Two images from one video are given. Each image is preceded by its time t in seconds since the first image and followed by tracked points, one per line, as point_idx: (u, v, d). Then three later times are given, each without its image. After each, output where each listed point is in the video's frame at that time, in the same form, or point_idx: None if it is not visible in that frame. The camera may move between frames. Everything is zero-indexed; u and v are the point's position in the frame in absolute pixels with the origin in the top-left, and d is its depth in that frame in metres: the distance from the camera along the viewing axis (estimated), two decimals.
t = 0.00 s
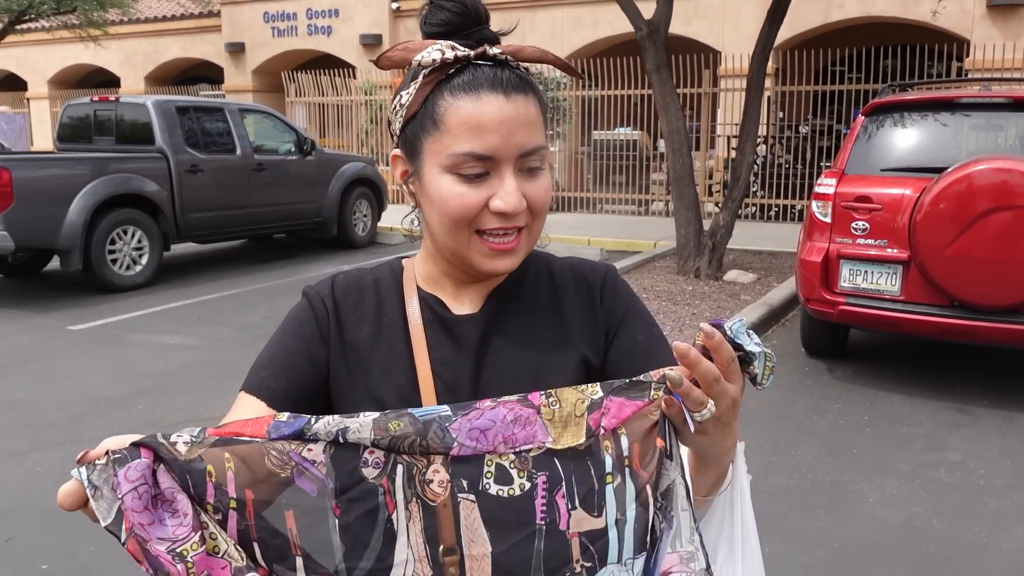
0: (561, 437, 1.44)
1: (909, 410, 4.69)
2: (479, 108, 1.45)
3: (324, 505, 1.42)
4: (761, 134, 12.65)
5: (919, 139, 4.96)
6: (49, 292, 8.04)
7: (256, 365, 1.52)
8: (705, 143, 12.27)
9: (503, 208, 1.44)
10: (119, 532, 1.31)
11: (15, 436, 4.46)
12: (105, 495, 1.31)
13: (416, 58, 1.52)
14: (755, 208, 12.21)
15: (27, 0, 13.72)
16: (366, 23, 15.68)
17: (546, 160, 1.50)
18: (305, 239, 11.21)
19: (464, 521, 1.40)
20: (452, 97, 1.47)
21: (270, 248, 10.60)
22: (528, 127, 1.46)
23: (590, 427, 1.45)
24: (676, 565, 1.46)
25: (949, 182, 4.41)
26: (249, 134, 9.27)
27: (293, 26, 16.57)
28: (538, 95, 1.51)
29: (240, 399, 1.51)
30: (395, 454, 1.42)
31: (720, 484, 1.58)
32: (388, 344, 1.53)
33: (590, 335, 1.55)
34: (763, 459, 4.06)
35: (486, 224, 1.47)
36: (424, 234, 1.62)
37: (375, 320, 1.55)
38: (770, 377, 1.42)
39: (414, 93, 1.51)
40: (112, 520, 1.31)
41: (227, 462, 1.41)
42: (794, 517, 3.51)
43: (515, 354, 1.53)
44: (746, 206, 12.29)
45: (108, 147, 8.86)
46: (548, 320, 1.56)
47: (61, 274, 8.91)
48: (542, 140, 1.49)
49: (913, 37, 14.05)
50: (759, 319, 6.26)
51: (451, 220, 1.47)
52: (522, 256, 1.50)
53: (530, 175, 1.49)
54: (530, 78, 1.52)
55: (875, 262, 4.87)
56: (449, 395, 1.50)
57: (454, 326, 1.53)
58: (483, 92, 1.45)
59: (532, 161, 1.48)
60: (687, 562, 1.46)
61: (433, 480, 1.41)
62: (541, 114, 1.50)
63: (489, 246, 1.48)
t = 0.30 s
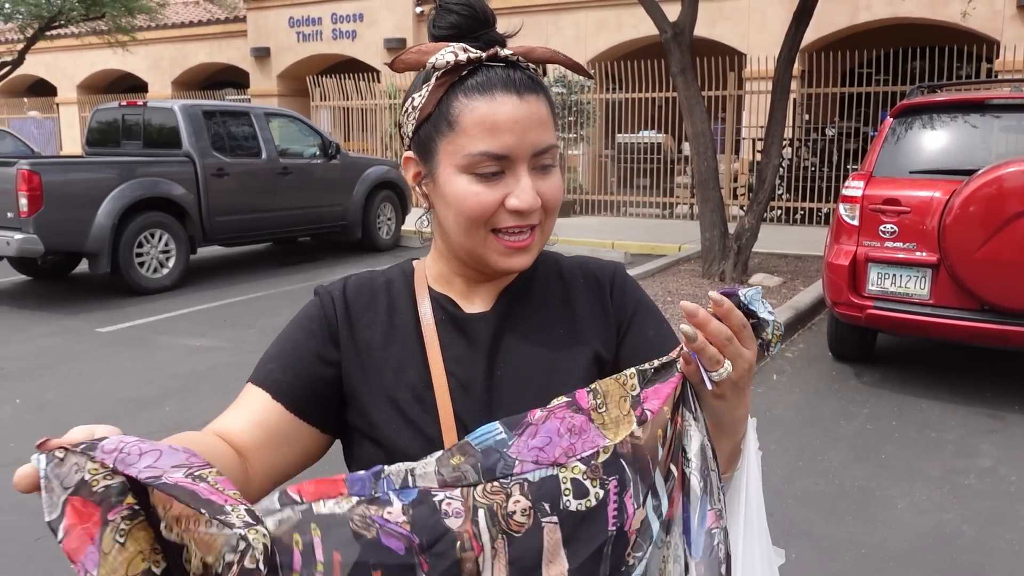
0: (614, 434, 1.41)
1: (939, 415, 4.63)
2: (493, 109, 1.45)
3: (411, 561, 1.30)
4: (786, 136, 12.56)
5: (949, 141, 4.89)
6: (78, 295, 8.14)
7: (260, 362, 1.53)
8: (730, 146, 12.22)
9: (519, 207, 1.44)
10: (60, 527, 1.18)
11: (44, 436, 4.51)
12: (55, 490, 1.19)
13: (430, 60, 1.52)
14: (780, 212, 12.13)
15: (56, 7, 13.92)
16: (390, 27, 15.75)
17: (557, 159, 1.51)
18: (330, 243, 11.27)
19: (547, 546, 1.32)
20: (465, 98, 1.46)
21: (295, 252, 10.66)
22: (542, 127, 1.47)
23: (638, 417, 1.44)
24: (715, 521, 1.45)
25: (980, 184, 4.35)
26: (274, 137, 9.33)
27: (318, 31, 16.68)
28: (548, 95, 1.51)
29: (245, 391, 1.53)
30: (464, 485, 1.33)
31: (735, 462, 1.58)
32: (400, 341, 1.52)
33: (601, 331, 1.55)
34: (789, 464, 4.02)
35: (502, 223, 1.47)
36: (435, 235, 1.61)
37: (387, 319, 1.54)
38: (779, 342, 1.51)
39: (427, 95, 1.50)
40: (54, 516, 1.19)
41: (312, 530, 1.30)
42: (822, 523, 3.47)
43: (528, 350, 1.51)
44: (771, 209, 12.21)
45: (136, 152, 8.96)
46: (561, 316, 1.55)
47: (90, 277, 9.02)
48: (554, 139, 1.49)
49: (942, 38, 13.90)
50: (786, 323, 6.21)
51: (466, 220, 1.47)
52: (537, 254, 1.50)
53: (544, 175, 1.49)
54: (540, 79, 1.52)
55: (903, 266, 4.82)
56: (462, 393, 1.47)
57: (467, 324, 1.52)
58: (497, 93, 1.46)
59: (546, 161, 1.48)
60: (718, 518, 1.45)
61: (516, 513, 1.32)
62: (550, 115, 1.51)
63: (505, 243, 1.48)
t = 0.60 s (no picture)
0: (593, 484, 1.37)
1: (962, 419, 4.57)
2: (496, 107, 1.46)
3: None
4: (806, 138, 12.49)
5: (972, 141, 4.83)
6: (100, 296, 8.20)
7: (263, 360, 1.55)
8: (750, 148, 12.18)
9: (527, 203, 1.45)
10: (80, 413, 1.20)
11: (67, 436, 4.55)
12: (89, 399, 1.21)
13: (434, 62, 1.52)
14: (800, 213, 12.06)
15: (80, 10, 14.05)
16: (409, 29, 15.79)
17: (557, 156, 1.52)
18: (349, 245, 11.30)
19: None
20: (468, 98, 1.47)
21: (314, 253, 10.71)
22: (543, 124, 1.48)
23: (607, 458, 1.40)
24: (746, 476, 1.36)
25: (1004, 185, 4.29)
26: (294, 140, 9.38)
27: (337, 33, 16.75)
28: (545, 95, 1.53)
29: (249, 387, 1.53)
30: None
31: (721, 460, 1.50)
32: (405, 339, 1.52)
33: (601, 327, 1.56)
34: (811, 467, 3.99)
35: (508, 219, 1.47)
36: (436, 238, 1.62)
37: (391, 319, 1.54)
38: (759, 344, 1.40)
39: (429, 99, 1.50)
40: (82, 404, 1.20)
41: None
42: (844, 527, 3.44)
43: (530, 347, 1.52)
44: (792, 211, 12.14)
45: (157, 154, 9.03)
46: (561, 314, 1.56)
47: (113, 278, 9.10)
48: (554, 137, 1.51)
49: (964, 39, 13.78)
50: (806, 325, 6.17)
51: (474, 217, 1.47)
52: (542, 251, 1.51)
53: (546, 171, 1.50)
54: (537, 79, 1.54)
55: (926, 268, 4.77)
56: (468, 390, 1.47)
57: (471, 323, 1.53)
58: (499, 93, 1.47)
59: (548, 158, 1.49)
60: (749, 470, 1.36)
61: None
62: (549, 113, 1.53)
63: (512, 239, 1.48)
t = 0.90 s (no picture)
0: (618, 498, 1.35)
1: (983, 418, 4.54)
2: (464, 94, 1.46)
3: None
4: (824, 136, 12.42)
5: (993, 139, 4.77)
6: (118, 294, 8.27)
7: (317, 370, 1.45)
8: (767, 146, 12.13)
9: (503, 181, 1.44)
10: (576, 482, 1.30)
11: (86, 434, 4.59)
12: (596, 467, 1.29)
13: (404, 61, 1.53)
14: (818, 212, 11.99)
15: (98, 11, 14.15)
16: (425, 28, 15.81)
17: (538, 135, 1.51)
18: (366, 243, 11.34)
19: None
20: (439, 89, 1.48)
21: (330, 252, 10.75)
22: (515, 103, 1.47)
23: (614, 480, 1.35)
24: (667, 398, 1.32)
25: None
26: (310, 139, 9.41)
27: (354, 33, 16.79)
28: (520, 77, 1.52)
29: (326, 405, 1.42)
30: None
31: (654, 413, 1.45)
32: (424, 332, 1.51)
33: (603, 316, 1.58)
34: (829, 467, 3.97)
35: (489, 200, 1.46)
36: (442, 235, 1.63)
37: (409, 316, 1.53)
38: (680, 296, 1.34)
39: (407, 99, 1.53)
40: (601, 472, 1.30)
41: None
42: (862, 527, 3.43)
43: (539, 339, 1.53)
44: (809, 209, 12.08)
45: (176, 153, 9.09)
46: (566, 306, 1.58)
47: (132, 277, 9.17)
48: (532, 116, 1.49)
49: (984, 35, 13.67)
50: (824, 324, 6.14)
51: (456, 202, 1.47)
52: (531, 230, 1.50)
53: (526, 151, 1.49)
54: (510, 63, 1.53)
55: (946, 266, 4.73)
56: (480, 387, 1.48)
57: (483, 319, 1.53)
58: (468, 81, 1.47)
59: (525, 137, 1.48)
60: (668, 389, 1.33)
61: None
62: (524, 94, 1.51)
63: (498, 220, 1.48)
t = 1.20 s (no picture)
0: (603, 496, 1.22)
1: (1002, 418, 4.50)
2: (486, 94, 1.46)
3: None
4: (840, 133, 12.35)
5: (1011, 136, 4.73)
6: (135, 294, 8.32)
7: (336, 370, 1.48)
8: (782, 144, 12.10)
9: (525, 183, 1.44)
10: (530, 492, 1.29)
11: (105, 432, 4.63)
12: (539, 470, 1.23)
13: (428, 61, 1.54)
14: (833, 210, 11.93)
15: (114, 13, 14.25)
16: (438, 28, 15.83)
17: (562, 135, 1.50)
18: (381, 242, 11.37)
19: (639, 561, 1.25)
20: (462, 90, 1.48)
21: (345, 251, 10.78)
22: (539, 103, 1.46)
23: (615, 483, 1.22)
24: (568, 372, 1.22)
25: None
26: (325, 139, 9.45)
27: (367, 33, 16.84)
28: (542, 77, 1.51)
29: (343, 404, 1.44)
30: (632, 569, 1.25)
31: (724, 441, 1.39)
32: (449, 333, 1.53)
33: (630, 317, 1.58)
34: (846, 467, 3.95)
35: (512, 200, 1.47)
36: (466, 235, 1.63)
37: (433, 314, 1.54)
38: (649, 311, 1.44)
39: (431, 98, 1.52)
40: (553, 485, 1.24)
41: None
42: (879, 526, 3.41)
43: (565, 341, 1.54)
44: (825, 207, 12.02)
45: (191, 154, 9.14)
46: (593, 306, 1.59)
47: (148, 276, 9.23)
48: (555, 116, 1.48)
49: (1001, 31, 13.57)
50: (841, 323, 6.10)
51: (479, 203, 1.48)
52: (553, 231, 1.50)
53: (549, 151, 1.48)
54: (534, 61, 1.52)
55: (964, 264, 4.70)
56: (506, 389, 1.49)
57: (509, 320, 1.54)
58: (491, 80, 1.47)
59: (548, 137, 1.47)
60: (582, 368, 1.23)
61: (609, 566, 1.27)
62: (547, 94, 1.50)
63: (520, 221, 1.48)
